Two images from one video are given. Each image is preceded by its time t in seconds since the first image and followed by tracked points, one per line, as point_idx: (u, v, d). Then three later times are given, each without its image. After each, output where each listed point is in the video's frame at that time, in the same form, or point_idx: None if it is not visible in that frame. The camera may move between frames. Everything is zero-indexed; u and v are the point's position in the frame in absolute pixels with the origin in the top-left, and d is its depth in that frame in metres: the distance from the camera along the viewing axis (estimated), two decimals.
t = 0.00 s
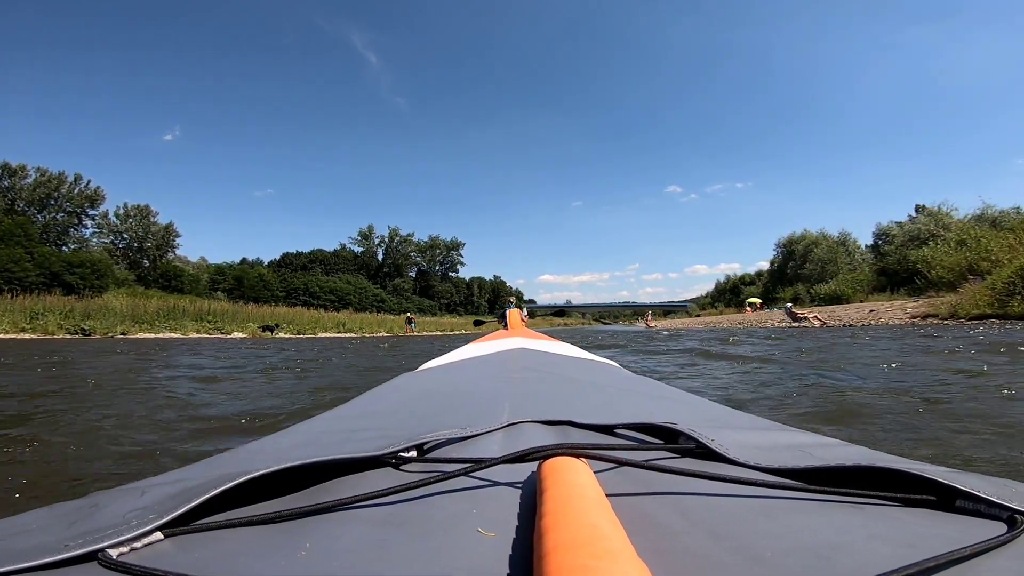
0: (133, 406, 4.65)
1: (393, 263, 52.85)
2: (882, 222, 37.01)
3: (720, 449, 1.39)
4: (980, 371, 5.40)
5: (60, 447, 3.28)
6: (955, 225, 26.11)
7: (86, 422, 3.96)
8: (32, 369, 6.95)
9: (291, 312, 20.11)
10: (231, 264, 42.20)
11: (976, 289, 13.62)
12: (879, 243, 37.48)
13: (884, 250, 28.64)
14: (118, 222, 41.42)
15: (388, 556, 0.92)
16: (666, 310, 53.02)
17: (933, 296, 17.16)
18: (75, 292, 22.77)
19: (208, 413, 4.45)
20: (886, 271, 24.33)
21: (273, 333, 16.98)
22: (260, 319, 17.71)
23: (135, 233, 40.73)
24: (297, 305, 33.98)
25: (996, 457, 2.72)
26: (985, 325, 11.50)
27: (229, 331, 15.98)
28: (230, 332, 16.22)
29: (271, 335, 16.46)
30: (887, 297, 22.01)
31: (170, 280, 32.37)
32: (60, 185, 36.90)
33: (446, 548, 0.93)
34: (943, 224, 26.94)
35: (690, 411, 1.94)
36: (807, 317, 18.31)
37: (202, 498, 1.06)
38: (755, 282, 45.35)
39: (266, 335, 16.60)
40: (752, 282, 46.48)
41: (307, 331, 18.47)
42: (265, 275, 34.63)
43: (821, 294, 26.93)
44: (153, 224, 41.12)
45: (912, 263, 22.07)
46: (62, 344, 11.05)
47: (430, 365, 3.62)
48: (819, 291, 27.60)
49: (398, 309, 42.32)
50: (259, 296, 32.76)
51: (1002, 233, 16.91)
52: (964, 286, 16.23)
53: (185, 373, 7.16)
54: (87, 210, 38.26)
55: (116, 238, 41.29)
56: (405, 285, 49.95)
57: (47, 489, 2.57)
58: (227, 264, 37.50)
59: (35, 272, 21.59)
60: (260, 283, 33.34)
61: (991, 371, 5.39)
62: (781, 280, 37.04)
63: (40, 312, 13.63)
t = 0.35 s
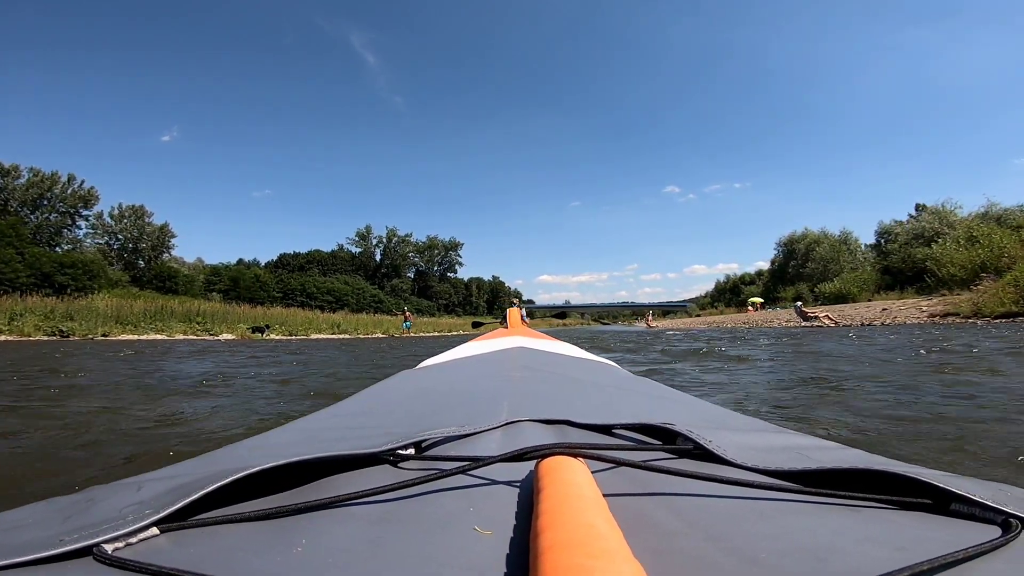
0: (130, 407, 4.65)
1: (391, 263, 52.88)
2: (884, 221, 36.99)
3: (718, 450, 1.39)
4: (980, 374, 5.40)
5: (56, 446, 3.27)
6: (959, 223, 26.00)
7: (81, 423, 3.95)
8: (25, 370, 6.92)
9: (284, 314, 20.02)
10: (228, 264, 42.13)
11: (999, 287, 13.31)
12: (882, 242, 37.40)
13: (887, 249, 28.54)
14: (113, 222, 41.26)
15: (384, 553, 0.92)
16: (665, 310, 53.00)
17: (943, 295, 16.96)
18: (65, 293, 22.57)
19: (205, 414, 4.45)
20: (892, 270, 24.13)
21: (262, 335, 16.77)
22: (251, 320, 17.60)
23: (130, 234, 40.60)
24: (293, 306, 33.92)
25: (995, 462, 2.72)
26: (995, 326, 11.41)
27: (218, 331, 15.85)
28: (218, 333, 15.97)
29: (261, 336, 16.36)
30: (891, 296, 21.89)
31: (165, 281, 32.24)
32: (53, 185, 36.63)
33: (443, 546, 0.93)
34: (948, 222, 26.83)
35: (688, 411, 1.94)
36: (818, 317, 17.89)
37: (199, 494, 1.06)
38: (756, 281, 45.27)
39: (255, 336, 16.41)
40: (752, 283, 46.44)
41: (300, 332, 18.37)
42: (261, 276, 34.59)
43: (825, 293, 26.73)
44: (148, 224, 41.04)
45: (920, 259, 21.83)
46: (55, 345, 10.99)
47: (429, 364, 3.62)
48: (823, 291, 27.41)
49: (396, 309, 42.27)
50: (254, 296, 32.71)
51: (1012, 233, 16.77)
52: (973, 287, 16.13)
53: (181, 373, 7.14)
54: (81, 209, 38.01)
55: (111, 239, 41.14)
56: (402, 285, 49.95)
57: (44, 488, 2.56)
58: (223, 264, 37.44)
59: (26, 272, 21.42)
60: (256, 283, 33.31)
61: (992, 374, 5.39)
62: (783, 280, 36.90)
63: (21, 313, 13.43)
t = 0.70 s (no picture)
0: (128, 408, 4.64)
1: (388, 264, 52.85)
2: (886, 219, 36.94)
3: (718, 451, 1.39)
4: (983, 374, 5.39)
5: (54, 449, 3.27)
6: (964, 219, 25.91)
7: (79, 425, 3.94)
8: (20, 372, 6.89)
9: (277, 314, 19.84)
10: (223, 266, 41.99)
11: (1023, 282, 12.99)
12: (883, 239, 37.35)
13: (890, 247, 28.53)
14: (107, 224, 41.10)
15: (382, 554, 0.92)
16: (665, 310, 52.95)
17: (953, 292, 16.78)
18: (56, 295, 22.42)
19: (202, 415, 4.44)
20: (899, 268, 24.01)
21: (252, 338, 16.57)
22: (242, 321, 17.41)
23: (124, 236, 40.47)
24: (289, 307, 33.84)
25: (996, 463, 2.72)
26: (1002, 323, 11.33)
27: (206, 333, 15.64)
28: (206, 335, 15.75)
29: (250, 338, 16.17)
30: (895, 294, 21.77)
31: (159, 282, 32.13)
32: (45, 186, 36.39)
33: (442, 547, 0.93)
34: (952, 218, 26.74)
35: (688, 413, 1.94)
36: (829, 315, 17.42)
37: (197, 494, 1.06)
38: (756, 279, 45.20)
39: (244, 338, 16.24)
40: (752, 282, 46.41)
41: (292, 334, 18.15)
42: (257, 279, 34.55)
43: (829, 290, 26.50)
44: (142, 225, 40.98)
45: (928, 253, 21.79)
46: (50, 348, 10.96)
47: (429, 365, 3.62)
48: (827, 288, 27.23)
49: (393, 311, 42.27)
50: (251, 298, 32.61)
51: None
52: (985, 284, 15.93)
53: (179, 374, 7.13)
54: (74, 211, 37.79)
55: (106, 241, 41.01)
56: (400, 286, 49.92)
57: (41, 490, 2.56)
58: (219, 265, 37.32)
59: (17, 275, 21.28)
60: (252, 285, 33.23)
61: (994, 374, 5.38)
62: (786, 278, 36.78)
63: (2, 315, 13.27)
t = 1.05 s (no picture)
0: (127, 408, 4.63)
1: (387, 264, 52.76)
2: (891, 217, 36.81)
3: (722, 450, 1.39)
4: (985, 372, 5.38)
5: (57, 449, 3.27)
6: (970, 216, 25.77)
7: (80, 425, 3.93)
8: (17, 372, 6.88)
9: (269, 315, 19.69)
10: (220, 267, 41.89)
11: None
12: (887, 237, 37.24)
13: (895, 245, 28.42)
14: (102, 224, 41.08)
15: (386, 557, 0.92)
16: (665, 309, 52.89)
17: (967, 290, 16.55)
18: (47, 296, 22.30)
19: (203, 414, 4.45)
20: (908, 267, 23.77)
21: (242, 339, 16.38)
22: (232, 322, 17.23)
23: (120, 236, 40.39)
24: (286, 307, 33.73)
25: (1002, 457, 2.71)
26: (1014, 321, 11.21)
27: (193, 334, 15.46)
28: (194, 337, 15.54)
29: (238, 339, 15.98)
30: (901, 292, 21.57)
31: (154, 283, 31.91)
32: (39, 186, 36.18)
33: (447, 548, 0.93)
34: (958, 215, 26.61)
35: (690, 412, 1.93)
36: (842, 313, 16.88)
37: (202, 498, 1.06)
38: (757, 278, 45.09)
39: (233, 339, 16.05)
40: (753, 281, 46.31)
41: (282, 334, 17.95)
42: (253, 278, 33.80)
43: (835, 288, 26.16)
44: (137, 226, 41.00)
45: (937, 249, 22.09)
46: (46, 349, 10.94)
47: (432, 365, 3.63)
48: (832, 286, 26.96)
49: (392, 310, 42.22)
50: (246, 298, 31.61)
51: None
52: (1000, 283, 15.71)
53: (179, 373, 7.12)
54: (68, 211, 37.60)
55: (100, 241, 40.97)
56: (399, 286, 49.88)
57: (42, 492, 2.55)
58: (216, 266, 37.20)
59: (8, 277, 21.13)
60: (248, 285, 32.44)
61: (998, 372, 5.37)
62: (789, 276, 36.65)
63: None
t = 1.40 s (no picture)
0: (126, 409, 4.62)
1: (385, 263, 52.66)
2: (894, 216, 36.70)
3: (729, 447, 1.38)
4: (987, 369, 5.38)
5: (58, 452, 3.27)
6: (976, 216, 25.62)
7: (81, 427, 3.93)
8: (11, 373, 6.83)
9: (260, 314, 19.40)
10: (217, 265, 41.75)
11: None
12: (889, 236, 37.14)
13: (900, 245, 28.24)
14: (95, 222, 41.03)
15: (397, 557, 0.92)
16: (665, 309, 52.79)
17: (979, 292, 16.36)
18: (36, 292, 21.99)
19: (204, 415, 4.44)
20: (917, 268, 23.51)
21: (229, 337, 16.00)
22: (220, 321, 16.93)
23: (114, 234, 40.31)
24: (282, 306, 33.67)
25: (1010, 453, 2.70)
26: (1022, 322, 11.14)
27: (178, 333, 15.15)
28: (178, 335, 15.17)
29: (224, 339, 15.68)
30: (907, 293, 21.38)
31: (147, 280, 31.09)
32: (33, 183, 36.03)
33: (456, 548, 0.93)
34: (963, 215, 26.49)
35: (697, 409, 1.93)
36: (856, 312, 16.35)
37: (212, 501, 1.06)
38: (758, 277, 44.93)
39: (219, 337, 15.69)
40: (754, 280, 46.16)
41: (271, 333, 17.64)
42: (249, 278, 34.27)
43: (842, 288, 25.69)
44: (131, 224, 41.17)
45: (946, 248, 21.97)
46: (41, 349, 10.87)
47: (437, 365, 3.63)
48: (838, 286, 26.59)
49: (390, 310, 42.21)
50: (242, 298, 32.05)
51: None
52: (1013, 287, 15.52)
53: (177, 374, 7.10)
54: (62, 208, 37.44)
55: (94, 239, 40.90)
56: (396, 285, 49.86)
57: (44, 495, 2.54)
58: (212, 264, 37.11)
59: None
60: (244, 285, 32.78)
61: (999, 369, 5.37)
62: (791, 275, 36.50)
63: None
